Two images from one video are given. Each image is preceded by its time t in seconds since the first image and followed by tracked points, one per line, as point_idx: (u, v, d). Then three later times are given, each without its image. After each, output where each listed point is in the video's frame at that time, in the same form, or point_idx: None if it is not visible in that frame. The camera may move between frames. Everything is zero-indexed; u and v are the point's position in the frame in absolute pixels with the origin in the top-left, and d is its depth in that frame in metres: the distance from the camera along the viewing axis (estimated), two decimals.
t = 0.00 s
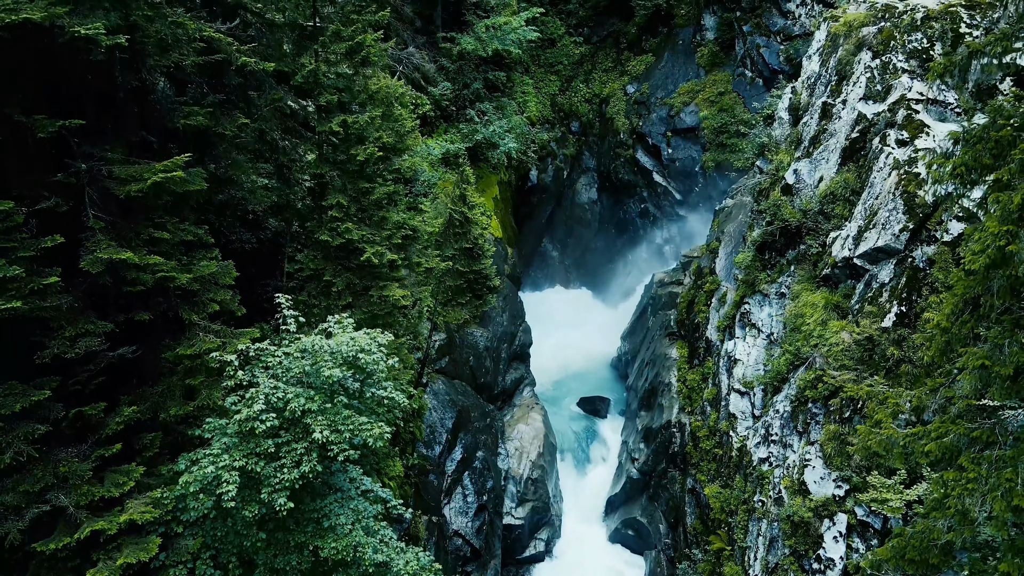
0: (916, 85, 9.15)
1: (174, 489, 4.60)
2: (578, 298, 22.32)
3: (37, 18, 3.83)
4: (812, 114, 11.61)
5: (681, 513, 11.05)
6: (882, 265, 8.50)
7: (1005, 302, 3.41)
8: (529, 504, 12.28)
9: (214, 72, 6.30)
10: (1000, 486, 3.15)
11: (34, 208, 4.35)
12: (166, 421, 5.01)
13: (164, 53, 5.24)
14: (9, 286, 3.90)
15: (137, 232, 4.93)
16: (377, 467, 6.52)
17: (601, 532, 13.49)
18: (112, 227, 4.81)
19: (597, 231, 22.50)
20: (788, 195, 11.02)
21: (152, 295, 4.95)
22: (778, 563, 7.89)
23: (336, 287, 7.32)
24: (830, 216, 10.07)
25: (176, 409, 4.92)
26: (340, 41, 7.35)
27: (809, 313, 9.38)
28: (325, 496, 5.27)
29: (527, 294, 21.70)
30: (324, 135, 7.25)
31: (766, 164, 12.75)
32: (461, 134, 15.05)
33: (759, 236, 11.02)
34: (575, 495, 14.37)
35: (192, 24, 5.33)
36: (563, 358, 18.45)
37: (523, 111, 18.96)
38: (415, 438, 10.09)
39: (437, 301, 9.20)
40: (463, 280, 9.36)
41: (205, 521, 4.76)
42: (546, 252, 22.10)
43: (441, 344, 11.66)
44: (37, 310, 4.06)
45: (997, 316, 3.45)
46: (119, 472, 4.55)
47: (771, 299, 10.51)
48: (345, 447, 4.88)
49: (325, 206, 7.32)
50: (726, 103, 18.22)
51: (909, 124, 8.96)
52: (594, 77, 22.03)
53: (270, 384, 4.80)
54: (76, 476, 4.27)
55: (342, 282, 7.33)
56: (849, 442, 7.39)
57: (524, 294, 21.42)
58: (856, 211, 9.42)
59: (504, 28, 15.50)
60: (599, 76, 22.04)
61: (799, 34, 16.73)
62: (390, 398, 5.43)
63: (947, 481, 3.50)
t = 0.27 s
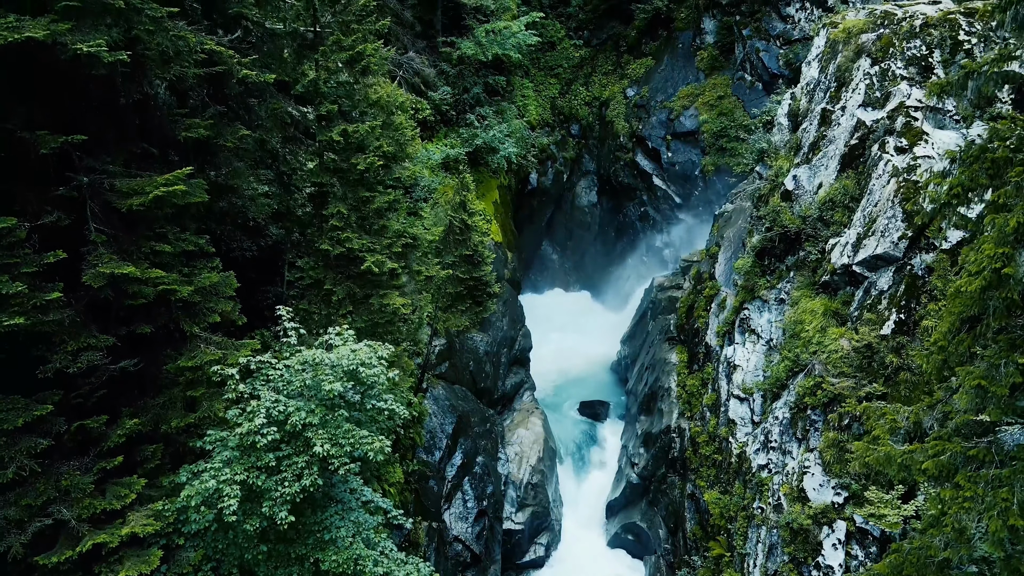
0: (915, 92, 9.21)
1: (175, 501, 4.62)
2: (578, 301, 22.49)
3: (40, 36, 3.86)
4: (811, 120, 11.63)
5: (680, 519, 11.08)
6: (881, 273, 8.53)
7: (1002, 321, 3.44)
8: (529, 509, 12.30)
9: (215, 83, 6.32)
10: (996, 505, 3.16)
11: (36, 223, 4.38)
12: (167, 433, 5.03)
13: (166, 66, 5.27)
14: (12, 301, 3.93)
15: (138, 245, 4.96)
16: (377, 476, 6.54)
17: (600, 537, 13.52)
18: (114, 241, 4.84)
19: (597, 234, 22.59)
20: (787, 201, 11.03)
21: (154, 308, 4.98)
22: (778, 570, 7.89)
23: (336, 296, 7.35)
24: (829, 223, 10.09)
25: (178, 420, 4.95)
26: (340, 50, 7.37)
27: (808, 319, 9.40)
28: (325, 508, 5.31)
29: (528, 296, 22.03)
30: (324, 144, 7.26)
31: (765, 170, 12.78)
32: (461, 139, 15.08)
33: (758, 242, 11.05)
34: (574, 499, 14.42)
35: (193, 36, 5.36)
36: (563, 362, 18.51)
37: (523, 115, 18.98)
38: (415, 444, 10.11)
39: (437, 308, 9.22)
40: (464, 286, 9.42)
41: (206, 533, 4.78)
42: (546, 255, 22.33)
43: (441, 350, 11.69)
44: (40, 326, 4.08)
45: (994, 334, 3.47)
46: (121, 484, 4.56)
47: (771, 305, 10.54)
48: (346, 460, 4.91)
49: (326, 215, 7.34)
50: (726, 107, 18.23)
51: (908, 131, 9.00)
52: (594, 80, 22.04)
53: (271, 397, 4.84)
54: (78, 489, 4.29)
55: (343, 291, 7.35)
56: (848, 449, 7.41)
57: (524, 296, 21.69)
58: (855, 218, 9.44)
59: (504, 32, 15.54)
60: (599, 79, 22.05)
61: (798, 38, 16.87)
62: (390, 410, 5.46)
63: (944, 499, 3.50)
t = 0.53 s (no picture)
0: (914, 99, 9.25)
1: (177, 512, 4.65)
2: (578, 304, 22.50)
3: (42, 52, 3.88)
4: (810, 125, 11.63)
5: (679, 523, 11.11)
6: (880, 279, 8.55)
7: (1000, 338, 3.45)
8: (529, 513, 12.33)
9: (216, 93, 6.35)
10: (992, 521, 3.10)
11: (38, 236, 4.39)
12: (168, 443, 5.06)
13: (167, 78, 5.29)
14: (14, 315, 3.94)
15: (139, 257, 4.99)
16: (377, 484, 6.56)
17: (600, 541, 13.56)
18: (115, 253, 4.86)
19: (597, 237, 22.61)
20: (787, 206, 11.05)
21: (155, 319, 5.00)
22: None
23: (337, 304, 7.37)
24: (828, 229, 10.11)
25: (179, 431, 4.97)
26: (341, 59, 7.39)
27: (807, 325, 9.41)
28: (326, 518, 5.34)
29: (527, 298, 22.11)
30: (324, 152, 7.28)
31: (765, 175, 12.84)
32: (461, 143, 15.10)
33: (758, 247, 11.07)
34: (574, 503, 14.44)
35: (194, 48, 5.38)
36: (563, 365, 18.53)
37: (523, 118, 19.00)
38: (415, 449, 10.13)
39: (437, 314, 9.23)
40: (463, 292, 9.43)
41: (207, 543, 4.80)
42: (546, 257, 22.33)
43: (441, 354, 11.71)
44: (42, 339, 4.10)
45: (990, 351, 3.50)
46: (122, 495, 4.58)
47: (770, 310, 10.56)
48: (347, 472, 4.94)
49: (326, 223, 7.36)
50: (726, 111, 18.24)
51: (907, 138, 9.03)
52: (594, 83, 22.03)
53: (272, 410, 4.87)
54: (80, 501, 4.30)
55: (343, 299, 7.37)
56: (847, 456, 7.42)
57: (524, 299, 21.76)
58: (854, 225, 9.46)
59: (504, 36, 15.55)
60: (598, 82, 22.04)
61: (798, 42, 16.96)
62: (391, 420, 5.48)
63: (940, 514, 3.43)
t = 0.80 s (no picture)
0: (913, 105, 9.30)
1: (178, 523, 4.66)
2: (577, 306, 22.56)
3: (45, 69, 3.90)
4: (809, 131, 11.65)
5: (679, 528, 11.14)
6: (880, 286, 8.57)
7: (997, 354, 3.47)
8: (529, 518, 12.34)
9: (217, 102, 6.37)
10: (989, 538, 3.12)
11: (40, 249, 4.41)
12: (170, 454, 5.08)
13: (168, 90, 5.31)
14: (17, 331, 3.97)
15: (141, 269, 5.01)
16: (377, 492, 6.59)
17: (600, 545, 13.58)
18: (117, 264, 4.89)
19: (597, 240, 22.63)
20: (787, 212, 11.08)
21: (156, 330, 5.02)
22: None
23: (337, 312, 7.39)
24: (827, 235, 10.13)
25: (181, 441, 4.99)
26: (341, 68, 7.42)
27: (807, 331, 9.44)
28: (327, 529, 5.36)
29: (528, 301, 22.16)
30: (325, 160, 7.30)
31: (764, 180, 12.84)
32: (461, 147, 15.14)
33: (757, 253, 11.09)
34: (574, 507, 14.45)
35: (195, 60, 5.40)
36: (563, 368, 18.56)
37: (523, 122, 19.02)
38: (415, 454, 10.15)
39: (437, 320, 9.25)
40: (463, 298, 9.47)
41: (208, 555, 4.82)
42: (546, 259, 22.38)
43: (441, 359, 11.73)
44: (44, 353, 4.12)
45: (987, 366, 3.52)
46: (124, 507, 4.60)
47: (769, 315, 10.59)
48: (347, 484, 4.96)
49: (326, 231, 7.37)
50: (726, 114, 18.26)
51: (906, 145, 9.06)
52: (594, 86, 22.04)
53: (273, 422, 4.90)
54: (81, 512, 4.32)
55: (343, 307, 7.38)
56: (846, 462, 7.45)
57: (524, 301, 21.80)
58: (853, 231, 9.49)
59: (504, 40, 15.57)
60: (598, 84, 22.06)
61: (798, 46, 16.99)
62: (391, 431, 5.51)
63: (938, 530, 3.45)
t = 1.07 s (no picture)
0: (911, 113, 9.33)
1: (180, 535, 4.69)
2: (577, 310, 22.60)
3: (47, 87, 3.92)
4: (808, 137, 11.67)
5: (679, 534, 11.17)
6: (878, 293, 8.58)
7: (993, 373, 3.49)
8: (529, 523, 12.36)
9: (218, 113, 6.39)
10: (985, 558, 3.13)
11: (42, 265, 4.44)
12: (171, 465, 5.10)
13: (169, 102, 5.33)
14: (19, 347, 4.00)
15: (142, 282, 5.04)
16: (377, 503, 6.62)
17: (600, 549, 13.62)
18: (119, 278, 4.92)
19: (597, 243, 22.66)
20: (786, 218, 11.11)
21: (157, 343, 5.05)
22: None
23: (338, 321, 7.41)
24: (827, 241, 10.14)
25: (182, 454, 5.01)
26: (341, 77, 7.45)
27: (806, 338, 9.46)
28: (327, 542, 5.39)
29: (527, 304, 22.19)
30: (325, 169, 7.32)
31: (764, 186, 12.79)
32: (461, 152, 15.18)
33: (756, 258, 11.12)
34: (574, 511, 14.48)
35: (197, 73, 5.43)
36: (562, 372, 18.58)
37: (523, 125, 19.04)
38: (415, 460, 10.18)
39: (437, 328, 9.27)
40: (463, 305, 9.49)
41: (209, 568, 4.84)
42: (546, 262, 22.40)
43: (441, 364, 11.74)
44: (48, 368, 4.16)
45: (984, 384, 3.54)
46: (126, 519, 4.61)
47: (768, 321, 10.62)
48: (348, 498, 5.00)
49: (327, 240, 7.39)
50: (726, 118, 18.29)
51: (905, 153, 9.10)
52: (593, 89, 22.04)
53: (274, 435, 4.93)
54: (84, 526, 4.33)
55: (344, 316, 7.40)
56: (845, 470, 7.49)
57: (524, 305, 21.82)
58: (851, 238, 9.51)
59: (504, 45, 15.60)
60: (598, 88, 22.07)
61: (797, 50, 16.92)
62: (392, 443, 5.54)
63: (935, 549, 3.45)
